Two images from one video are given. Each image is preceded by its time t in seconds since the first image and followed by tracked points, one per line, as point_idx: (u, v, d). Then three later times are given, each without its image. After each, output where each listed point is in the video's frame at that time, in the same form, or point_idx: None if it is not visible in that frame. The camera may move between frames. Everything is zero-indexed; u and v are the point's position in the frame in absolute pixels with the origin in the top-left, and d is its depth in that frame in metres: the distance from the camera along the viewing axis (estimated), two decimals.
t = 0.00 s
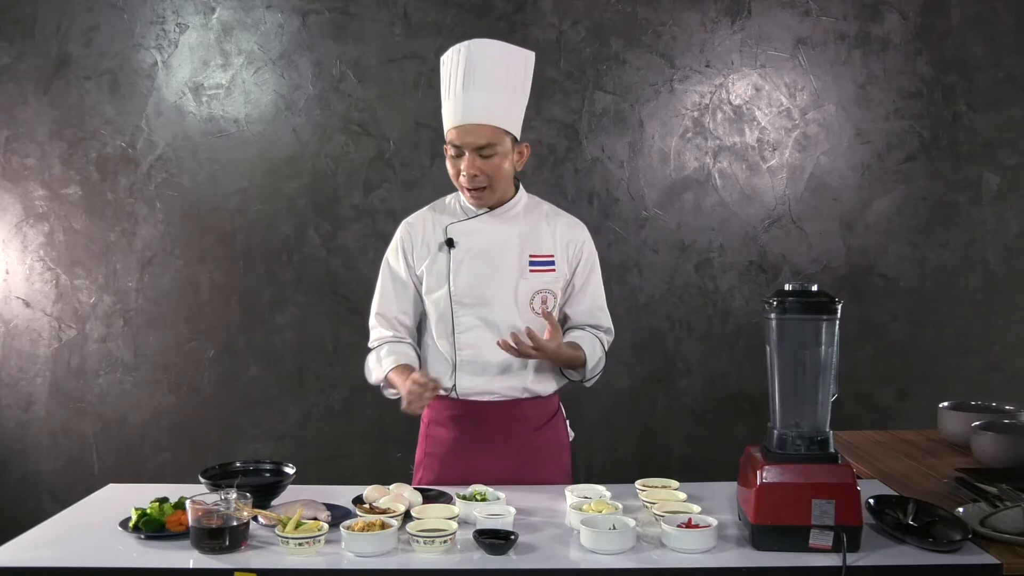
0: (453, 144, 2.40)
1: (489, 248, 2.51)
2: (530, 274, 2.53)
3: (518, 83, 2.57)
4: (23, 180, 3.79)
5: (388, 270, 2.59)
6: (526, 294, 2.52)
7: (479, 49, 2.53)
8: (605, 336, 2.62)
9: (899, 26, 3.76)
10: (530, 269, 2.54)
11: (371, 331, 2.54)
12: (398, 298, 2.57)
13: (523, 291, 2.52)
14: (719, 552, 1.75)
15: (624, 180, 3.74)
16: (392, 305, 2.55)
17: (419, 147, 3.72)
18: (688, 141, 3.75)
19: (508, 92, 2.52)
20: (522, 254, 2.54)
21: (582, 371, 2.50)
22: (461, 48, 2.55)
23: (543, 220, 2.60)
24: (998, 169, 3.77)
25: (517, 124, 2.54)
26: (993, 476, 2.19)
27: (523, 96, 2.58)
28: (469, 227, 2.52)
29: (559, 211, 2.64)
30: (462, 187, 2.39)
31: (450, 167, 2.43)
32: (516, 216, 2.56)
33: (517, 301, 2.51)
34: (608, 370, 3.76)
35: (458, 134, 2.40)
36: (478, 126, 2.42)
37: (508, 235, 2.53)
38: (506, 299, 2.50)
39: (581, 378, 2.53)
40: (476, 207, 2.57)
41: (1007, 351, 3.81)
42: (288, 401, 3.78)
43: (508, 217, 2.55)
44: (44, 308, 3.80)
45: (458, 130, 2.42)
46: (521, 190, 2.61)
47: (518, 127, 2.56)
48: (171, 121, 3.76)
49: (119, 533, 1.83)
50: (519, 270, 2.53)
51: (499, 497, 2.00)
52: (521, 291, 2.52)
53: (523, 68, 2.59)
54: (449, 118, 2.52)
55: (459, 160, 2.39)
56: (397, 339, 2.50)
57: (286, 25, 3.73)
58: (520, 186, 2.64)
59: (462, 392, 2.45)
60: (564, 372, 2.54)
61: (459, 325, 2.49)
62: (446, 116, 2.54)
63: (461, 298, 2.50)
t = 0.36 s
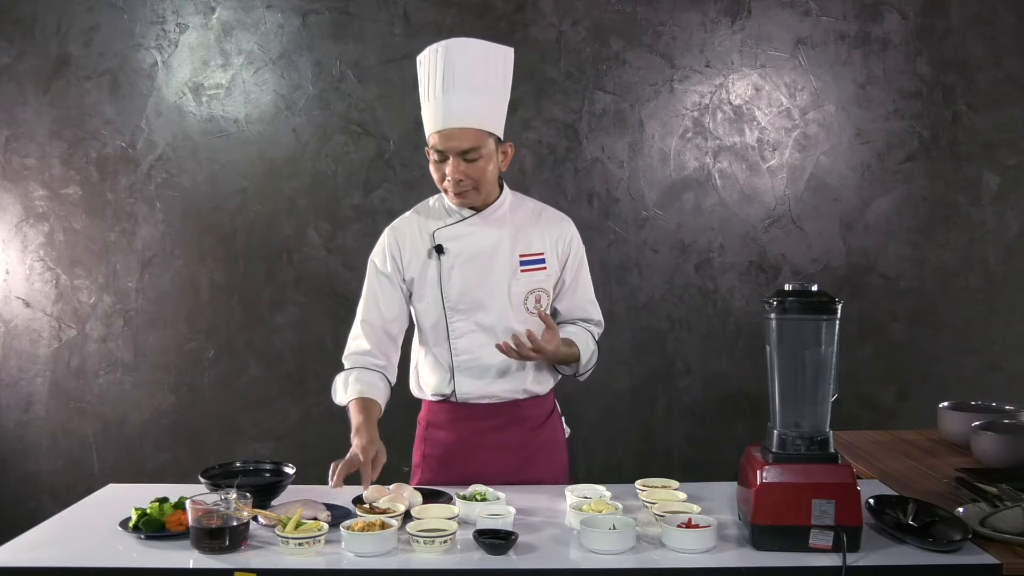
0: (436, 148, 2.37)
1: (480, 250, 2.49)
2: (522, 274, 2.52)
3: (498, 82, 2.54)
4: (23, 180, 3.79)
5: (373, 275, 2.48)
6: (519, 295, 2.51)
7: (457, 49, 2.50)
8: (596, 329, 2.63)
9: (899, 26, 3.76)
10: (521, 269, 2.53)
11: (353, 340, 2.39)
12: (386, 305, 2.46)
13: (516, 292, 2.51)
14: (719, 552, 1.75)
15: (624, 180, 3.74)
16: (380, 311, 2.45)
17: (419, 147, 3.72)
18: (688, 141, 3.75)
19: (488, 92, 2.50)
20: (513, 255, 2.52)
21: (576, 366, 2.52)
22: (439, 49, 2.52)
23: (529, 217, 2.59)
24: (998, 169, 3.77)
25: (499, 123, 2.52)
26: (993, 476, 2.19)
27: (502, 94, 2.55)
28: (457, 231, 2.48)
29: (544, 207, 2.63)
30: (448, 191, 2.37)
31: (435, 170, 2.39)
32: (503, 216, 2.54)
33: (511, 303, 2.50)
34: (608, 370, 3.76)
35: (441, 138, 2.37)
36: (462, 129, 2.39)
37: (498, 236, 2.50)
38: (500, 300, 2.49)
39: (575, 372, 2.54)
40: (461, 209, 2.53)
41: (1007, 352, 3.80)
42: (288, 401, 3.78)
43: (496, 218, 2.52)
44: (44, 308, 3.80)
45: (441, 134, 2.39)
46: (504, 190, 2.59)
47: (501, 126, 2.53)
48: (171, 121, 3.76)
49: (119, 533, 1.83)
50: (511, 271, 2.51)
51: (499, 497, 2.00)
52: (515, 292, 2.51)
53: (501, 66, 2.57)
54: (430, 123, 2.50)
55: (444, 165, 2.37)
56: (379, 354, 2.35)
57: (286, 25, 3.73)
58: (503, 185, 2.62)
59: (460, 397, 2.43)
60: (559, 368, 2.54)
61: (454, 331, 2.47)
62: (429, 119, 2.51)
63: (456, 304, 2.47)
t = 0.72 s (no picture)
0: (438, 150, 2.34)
1: (481, 248, 2.48)
2: (523, 272, 2.52)
3: (499, 85, 2.54)
4: (23, 181, 3.79)
5: (373, 274, 2.43)
6: (521, 293, 2.50)
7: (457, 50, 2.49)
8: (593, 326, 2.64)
9: (900, 26, 3.76)
10: (522, 267, 2.52)
11: (353, 339, 2.32)
12: (387, 303, 2.40)
13: (517, 290, 2.50)
14: (719, 552, 1.75)
15: (624, 180, 3.74)
16: (380, 309, 2.38)
17: (419, 147, 3.72)
18: (688, 141, 3.75)
19: (490, 94, 2.49)
20: (514, 253, 2.52)
21: (575, 364, 2.53)
22: (442, 50, 2.50)
23: (528, 216, 2.59)
24: (998, 169, 3.77)
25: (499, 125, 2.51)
26: (993, 475, 2.19)
27: (502, 96, 2.55)
28: (458, 229, 2.47)
29: (542, 206, 2.64)
30: (450, 193, 2.35)
31: (437, 171, 2.37)
32: (503, 215, 2.54)
33: (512, 301, 2.49)
34: (608, 370, 3.76)
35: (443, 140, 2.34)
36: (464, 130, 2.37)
37: (499, 234, 2.50)
38: (501, 299, 2.48)
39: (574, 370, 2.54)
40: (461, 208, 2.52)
41: (1007, 352, 3.80)
42: (288, 401, 3.78)
43: (497, 216, 2.52)
44: (44, 308, 3.80)
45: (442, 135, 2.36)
46: (504, 189, 2.59)
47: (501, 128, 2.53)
48: (171, 121, 3.76)
49: (119, 533, 1.83)
50: (513, 269, 2.51)
51: (499, 497, 2.00)
52: (516, 290, 2.50)
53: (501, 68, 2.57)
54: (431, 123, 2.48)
55: (446, 167, 2.35)
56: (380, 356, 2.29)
57: (286, 25, 3.73)
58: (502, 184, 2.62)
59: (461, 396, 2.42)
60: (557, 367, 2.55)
61: (455, 329, 2.45)
62: (430, 120, 2.50)
63: (457, 302, 2.46)
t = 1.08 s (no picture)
0: (446, 148, 2.36)
1: (485, 247, 2.48)
2: (527, 272, 2.52)
3: (506, 84, 2.54)
4: (23, 180, 3.79)
5: (377, 271, 2.43)
6: (524, 293, 2.51)
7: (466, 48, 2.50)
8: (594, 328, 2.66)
9: (899, 26, 3.76)
10: (526, 267, 2.52)
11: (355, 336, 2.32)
12: (390, 301, 2.40)
13: (520, 290, 2.50)
14: (719, 552, 1.75)
15: (624, 180, 3.74)
16: (384, 307, 2.39)
17: (419, 147, 3.72)
18: (688, 141, 3.75)
19: (496, 92, 2.49)
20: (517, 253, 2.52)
21: (576, 365, 2.54)
22: (448, 49, 2.51)
23: (531, 217, 2.60)
24: (998, 169, 3.78)
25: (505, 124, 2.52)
26: (993, 475, 2.19)
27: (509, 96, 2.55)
28: (463, 228, 2.47)
29: (546, 207, 2.65)
30: (457, 191, 2.37)
31: (445, 168, 2.39)
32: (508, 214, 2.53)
33: (515, 300, 2.49)
34: (608, 370, 3.76)
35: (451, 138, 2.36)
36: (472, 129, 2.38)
37: (503, 233, 2.50)
38: (504, 298, 2.48)
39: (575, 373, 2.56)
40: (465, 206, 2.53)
41: (1007, 352, 3.80)
42: (288, 401, 3.78)
43: (502, 215, 2.51)
44: (44, 308, 3.80)
45: (451, 133, 2.38)
46: (509, 189, 2.60)
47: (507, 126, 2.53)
48: (171, 121, 3.76)
49: (119, 533, 1.83)
50: (516, 268, 2.51)
51: (499, 497, 2.00)
52: (519, 290, 2.50)
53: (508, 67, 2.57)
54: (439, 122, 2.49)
55: (454, 164, 2.36)
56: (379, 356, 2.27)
57: (286, 25, 3.73)
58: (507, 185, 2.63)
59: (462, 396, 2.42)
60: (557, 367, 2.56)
61: (458, 328, 2.45)
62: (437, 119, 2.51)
63: (460, 301, 2.46)
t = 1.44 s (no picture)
0: (465, 141, 2.42)
1: (497, 244, 2.50)
2: (538, 271, 2.53)
3: (522, 82, 2.57)
4: (23, 180, 3.79)
5: (392, 264, 2.48)
6: (533, 291, 2.51)
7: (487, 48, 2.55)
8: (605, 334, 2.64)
9: (900, 26, 3.76)
10: (538, 266, 2.53)
11: (369, 328, 2.40)
12: (402, 295, 2.46)
13: (530, 288, 2.51)
14: (719, 552, 1.75)
15: (624, 180, 3.74)
16: (397, 301, 2.44)
17: (419, 147, 3.72)
18: (688, 141, 3.75)
19: (512, 89, 2.52)
20: (529, 252, 2.54)
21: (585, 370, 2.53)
22: (465, 50, 2.55)
23: (547, 218, 2.61)
24: (999, 169, 3.78)
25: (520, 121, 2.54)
26: (993, 475, 2.19)
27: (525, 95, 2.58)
28: (476, 223, 2.50)
29: (561, 210, 2.66)
30: (474, 183, 2.41)
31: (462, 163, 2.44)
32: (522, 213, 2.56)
33: (525, 298, 2.50)
34: (608, 370, 3.76)
35: (469, 131, 2.42)
36: (490, 122, 2.43)
37: (516, 231, 2.52)
38: (513, 296, 2.49)
39: (582, 377, 2.55)
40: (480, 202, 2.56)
41: (1007, 352, 3.81)
42: (288, 401, 3.78)
43: (515, 215, 2.54)
44: (44, 308, 3.80)
45: (469, 126, 2.43)
46: (525, 190, 2.62)
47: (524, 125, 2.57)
48: (171, 121, 3.76)
49: (119, 533, 1.83)
50: (527, 267, 2.52)
51: (499, 497, 2.00)
52: (529, 288, 2.51)
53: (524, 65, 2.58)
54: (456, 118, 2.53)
55: (471, 158, 2.41)
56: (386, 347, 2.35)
57: (286, 25, 3.73)
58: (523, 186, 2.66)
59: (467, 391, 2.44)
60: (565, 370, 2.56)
61: (467, 322, 2.47)
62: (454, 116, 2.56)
63: (470, 295, 2.48)
